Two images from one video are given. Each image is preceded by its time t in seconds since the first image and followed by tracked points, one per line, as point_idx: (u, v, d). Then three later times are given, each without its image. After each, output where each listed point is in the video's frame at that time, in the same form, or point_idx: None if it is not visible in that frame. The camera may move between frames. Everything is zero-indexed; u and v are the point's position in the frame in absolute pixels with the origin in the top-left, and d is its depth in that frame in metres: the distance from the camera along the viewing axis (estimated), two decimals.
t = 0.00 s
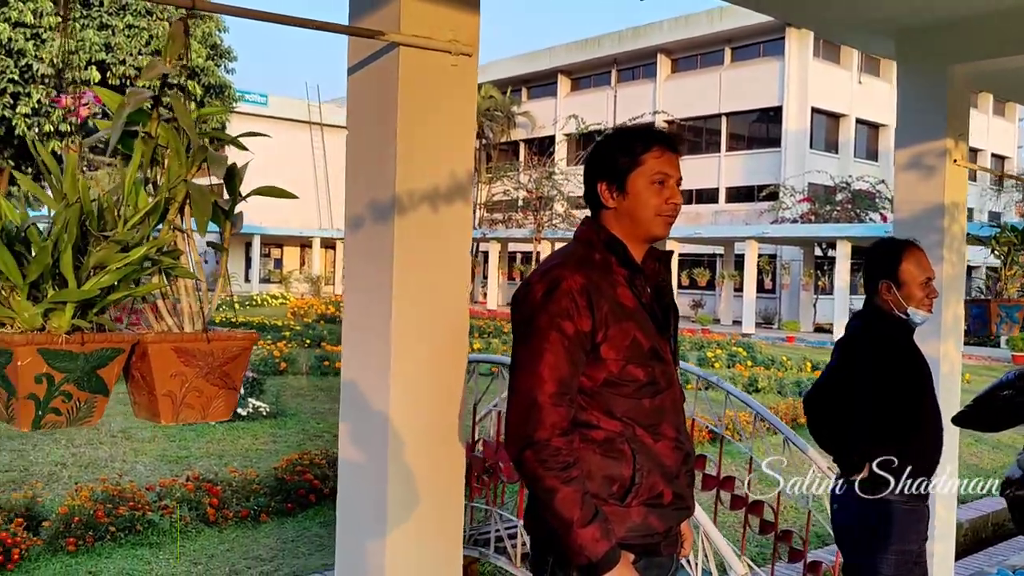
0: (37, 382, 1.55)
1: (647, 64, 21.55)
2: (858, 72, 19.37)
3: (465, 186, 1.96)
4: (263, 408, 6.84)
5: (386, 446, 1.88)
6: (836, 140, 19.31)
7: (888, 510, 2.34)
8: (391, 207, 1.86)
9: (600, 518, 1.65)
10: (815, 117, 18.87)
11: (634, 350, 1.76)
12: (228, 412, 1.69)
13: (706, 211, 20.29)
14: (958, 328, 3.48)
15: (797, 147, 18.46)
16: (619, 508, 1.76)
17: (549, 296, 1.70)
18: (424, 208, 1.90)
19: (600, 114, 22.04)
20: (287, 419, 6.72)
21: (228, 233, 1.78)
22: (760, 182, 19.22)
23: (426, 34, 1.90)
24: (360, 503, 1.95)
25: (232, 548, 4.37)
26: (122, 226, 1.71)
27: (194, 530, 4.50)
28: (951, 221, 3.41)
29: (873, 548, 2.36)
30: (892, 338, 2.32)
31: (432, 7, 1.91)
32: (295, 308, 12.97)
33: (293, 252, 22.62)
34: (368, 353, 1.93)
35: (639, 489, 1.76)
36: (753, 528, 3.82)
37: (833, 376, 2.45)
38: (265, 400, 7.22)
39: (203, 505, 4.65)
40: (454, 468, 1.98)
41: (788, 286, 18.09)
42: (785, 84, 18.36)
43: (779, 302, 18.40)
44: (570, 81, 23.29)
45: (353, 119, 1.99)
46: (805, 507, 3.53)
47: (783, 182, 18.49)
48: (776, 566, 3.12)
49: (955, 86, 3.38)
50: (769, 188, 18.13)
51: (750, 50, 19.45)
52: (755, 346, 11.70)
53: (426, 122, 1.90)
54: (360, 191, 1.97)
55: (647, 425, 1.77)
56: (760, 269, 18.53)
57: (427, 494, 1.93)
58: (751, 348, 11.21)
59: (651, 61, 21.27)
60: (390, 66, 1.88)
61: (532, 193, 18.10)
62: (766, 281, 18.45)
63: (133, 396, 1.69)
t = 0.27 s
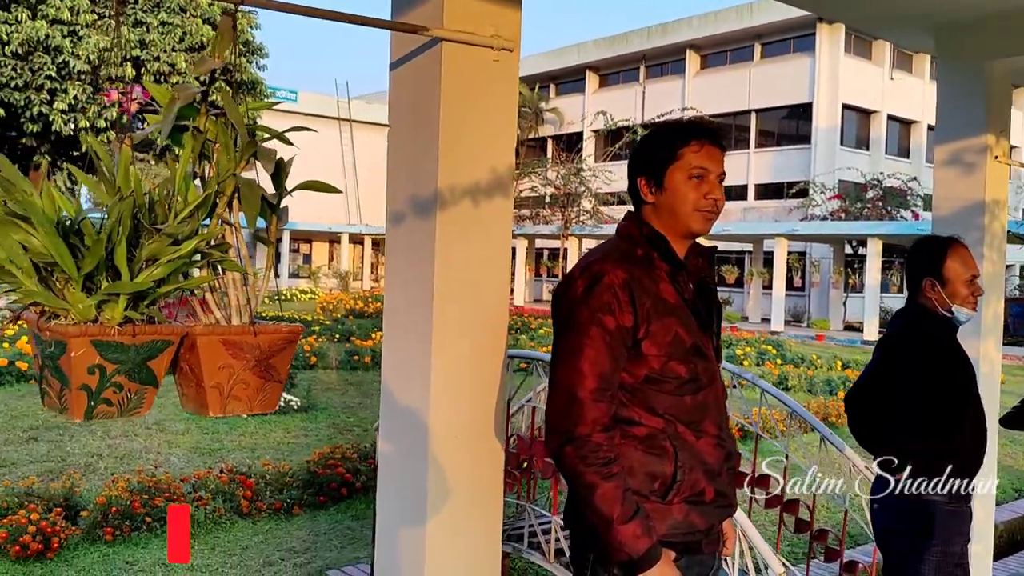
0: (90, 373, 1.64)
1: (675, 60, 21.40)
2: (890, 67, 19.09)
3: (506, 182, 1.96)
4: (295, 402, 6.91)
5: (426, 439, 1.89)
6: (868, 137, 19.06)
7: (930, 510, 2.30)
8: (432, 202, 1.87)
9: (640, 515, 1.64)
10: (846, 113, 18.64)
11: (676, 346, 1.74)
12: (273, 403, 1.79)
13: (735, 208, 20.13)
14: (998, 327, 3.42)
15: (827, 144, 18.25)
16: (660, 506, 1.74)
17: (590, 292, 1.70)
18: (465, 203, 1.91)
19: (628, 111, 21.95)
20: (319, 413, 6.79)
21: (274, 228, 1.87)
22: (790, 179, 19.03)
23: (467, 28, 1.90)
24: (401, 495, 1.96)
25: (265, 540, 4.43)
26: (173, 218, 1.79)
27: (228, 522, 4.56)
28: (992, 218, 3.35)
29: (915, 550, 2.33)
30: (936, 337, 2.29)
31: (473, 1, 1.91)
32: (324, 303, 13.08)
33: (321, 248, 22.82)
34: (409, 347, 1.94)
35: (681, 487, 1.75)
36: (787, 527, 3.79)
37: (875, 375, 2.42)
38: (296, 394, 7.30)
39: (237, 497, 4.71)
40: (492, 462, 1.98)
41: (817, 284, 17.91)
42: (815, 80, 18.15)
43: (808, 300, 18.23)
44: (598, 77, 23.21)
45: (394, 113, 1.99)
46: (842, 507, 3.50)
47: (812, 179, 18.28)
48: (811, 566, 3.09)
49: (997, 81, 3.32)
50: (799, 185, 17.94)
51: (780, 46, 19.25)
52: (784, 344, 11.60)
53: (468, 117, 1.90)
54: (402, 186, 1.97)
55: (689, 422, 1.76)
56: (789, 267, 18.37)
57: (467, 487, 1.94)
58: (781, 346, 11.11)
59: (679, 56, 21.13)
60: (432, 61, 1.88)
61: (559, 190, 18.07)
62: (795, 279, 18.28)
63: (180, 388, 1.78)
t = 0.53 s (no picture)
0: (121, 364, 1.68)
1: (694, 56, 21.27)
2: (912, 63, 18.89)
3: (533, 175, 1.95)
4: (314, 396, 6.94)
5: (452, 432, 1.88)
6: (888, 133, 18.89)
7: (961, 510, 2.27)
8: (460, 196, 1.86)
9: (672, 514, 1.63)
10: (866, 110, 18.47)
11: (707, 343, 1.73)
12: (300, 396, 1.88)
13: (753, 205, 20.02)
14: None
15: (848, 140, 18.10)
16: (692, 504, 1.73)
17: (621, 288, 1.68)
18: (492, 197, 1.89)
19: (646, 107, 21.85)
20: (337, 406, 6.82)
21: (302, 220, 1.95)
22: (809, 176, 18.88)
23: (496, 22, 1.89)
24: (425, 489, 1.96)
25: (286, 533, 4.47)
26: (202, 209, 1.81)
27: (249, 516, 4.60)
28: (1022, 215, 3.30)
29: (944, 550, 2.30)
30: (968, 333, 2.26)
31: None
32: (343, 298, 13.12)
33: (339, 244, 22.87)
34: (434, 341, 1.93)
35: (713, 485, 1.74)
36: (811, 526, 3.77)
37: (903, 373, 2.39)
38: (315, 388, 7.32)
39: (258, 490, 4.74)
40: (518, 455, 1.97)
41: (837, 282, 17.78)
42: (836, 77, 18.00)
43: (827, 299, 18.11)
44: (616, 73, 23.12)
45: (422, 108, 1.99)
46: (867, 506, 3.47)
47: (832, 176, 18.13)
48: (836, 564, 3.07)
49: None
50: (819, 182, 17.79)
51: (801, 42, 19.10)
52: (804, 342, 11.52)
53: (496, 110, 1.89)
54: (429, 180, 1.97)
55: (720, 420, 1.74)
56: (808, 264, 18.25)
57: (492, 481, 1.93)
58: (799, 343, 11.04)
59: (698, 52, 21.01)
60: (462, 54, 1.87)
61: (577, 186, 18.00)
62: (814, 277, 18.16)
63: (209, 379, 1.86)
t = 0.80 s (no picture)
0: (147, 365, 1.82)
1: (711, 57, 21.16)
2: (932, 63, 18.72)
3: (558, 174, 1.93)
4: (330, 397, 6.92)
5: (478, 435, 1.86)
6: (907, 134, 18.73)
7: (986, 518, 2.22)
8: (486, 195, 1.84)
9: (705, 521, 1.60)
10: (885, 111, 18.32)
11: (736, 345, 1.70)
12: (323, 397, 2.10)
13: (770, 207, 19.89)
14: None
15: (866, 141, 17.95)
16: (725, 511, 1.70)
17: (648, 290, 1.66)
18: (518, 197, 1.87)
19: (663, 109, 21.77)
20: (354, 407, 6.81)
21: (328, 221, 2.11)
22: (827, 177, 18.73)
23: (522, 21, 1.87)
24: (449, 488, 1.94)
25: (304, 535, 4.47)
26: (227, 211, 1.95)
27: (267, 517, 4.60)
28: None
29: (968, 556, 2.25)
30: (991, 336, 2.28)
31: None
32: (358, 300, 13.12)
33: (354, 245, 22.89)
34: (458, 341, 1.92)
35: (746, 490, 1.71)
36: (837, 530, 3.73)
37: (923, 374, 2.42)
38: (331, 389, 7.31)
39: (276, 491, 4.74)
40: (542, 457, 1.94)
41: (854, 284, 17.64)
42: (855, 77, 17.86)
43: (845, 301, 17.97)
44: (632, 74, 23.03)
45: (446, 108, 1.97)
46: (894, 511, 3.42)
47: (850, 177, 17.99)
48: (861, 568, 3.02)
49: None
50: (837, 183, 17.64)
51: (819, 42, 18.97)
52: (822, 345, 11.41)
53: (523, 109, 1.87)
54: (454, 180, 1.95)
55: (751, 423, 1.72)
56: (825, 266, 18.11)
57: (515, 483, 1.91)
58: (818, 346, 10.95)
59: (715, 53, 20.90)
60: (488, 53, 1.85)
61: (592, 187, 17.82)
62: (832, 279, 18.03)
63: (235, 380, 2.08)
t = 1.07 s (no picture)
0: (152, 377, 1.86)
1: (713, 62, 21.14)
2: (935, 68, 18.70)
3: (569, 181, 1.90)
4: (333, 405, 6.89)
5: (485, 443, 1.83)
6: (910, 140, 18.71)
7: (996, 524, 2.20)
8: (496, 203, 1.81)
9: (698, 530, 1.57)
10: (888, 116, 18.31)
11: (740, 354, 1.66)
12: (329, 408, 2.13)
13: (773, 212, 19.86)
14: None
15: (868, 146, 17.94)
16: (728, 523, 1.67)
17: (646, 297, 1.63)
18: (528, 204, 1.85)
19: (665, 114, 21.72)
20: (357, 415, 6.77)
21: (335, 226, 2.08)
22: (830, 183, 18.69)
23: (531, 24, 1.84)
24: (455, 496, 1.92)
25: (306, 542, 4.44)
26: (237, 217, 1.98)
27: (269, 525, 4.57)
28: None
29: (982, 564, 2.23)
30: (996, 342, 2.27)
31: None
32: (361, 305, 13.08)
33: (356, 251, 22.87)
34: (466, 347, 1.89)
35: (751, 502, 1.68)
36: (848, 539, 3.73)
37: (927, 376, 2.43)
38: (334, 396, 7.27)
39: (278, 499, 4.71)
40: (550, 467, 1.91)
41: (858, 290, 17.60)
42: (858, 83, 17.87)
43: (848, 307, 17.93)
44: (634, 80, 22.99)
45: (454, 112, 1.95)
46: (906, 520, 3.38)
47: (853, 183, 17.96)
48: None
49: None
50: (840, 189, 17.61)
51: (822, 47, 18.97)
52: (826, 351, 11.37)
53: (532, 114, 1.84)
54: (463, 186, 1.92)
55: (757, 435, 1.68)
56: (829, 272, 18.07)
57: (522, 492, 1.87)
58: (822, 353, 10.90)
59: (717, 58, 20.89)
60: (497, 58, 1.83)
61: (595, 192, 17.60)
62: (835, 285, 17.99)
63: (241, 391, 2.15)
